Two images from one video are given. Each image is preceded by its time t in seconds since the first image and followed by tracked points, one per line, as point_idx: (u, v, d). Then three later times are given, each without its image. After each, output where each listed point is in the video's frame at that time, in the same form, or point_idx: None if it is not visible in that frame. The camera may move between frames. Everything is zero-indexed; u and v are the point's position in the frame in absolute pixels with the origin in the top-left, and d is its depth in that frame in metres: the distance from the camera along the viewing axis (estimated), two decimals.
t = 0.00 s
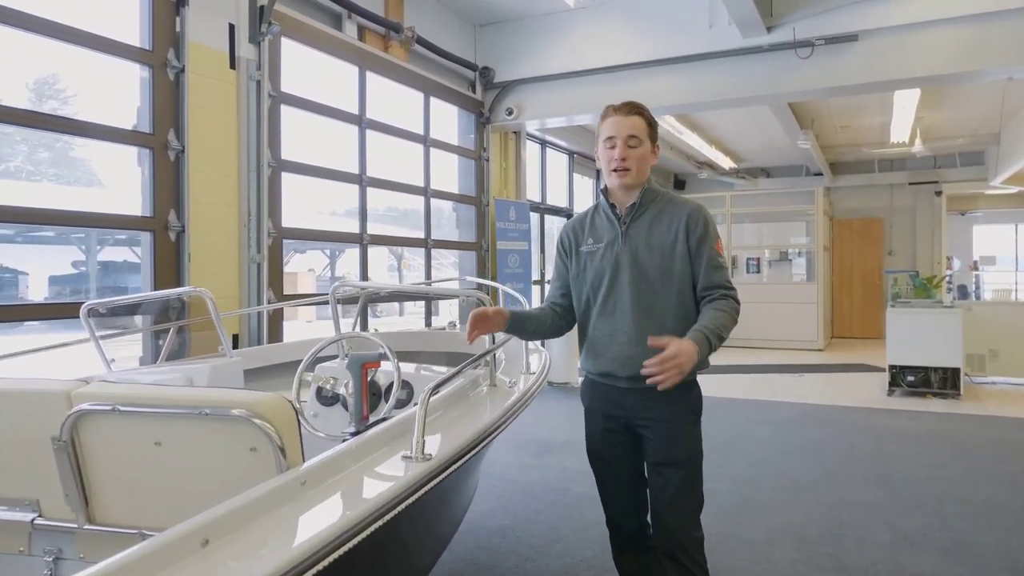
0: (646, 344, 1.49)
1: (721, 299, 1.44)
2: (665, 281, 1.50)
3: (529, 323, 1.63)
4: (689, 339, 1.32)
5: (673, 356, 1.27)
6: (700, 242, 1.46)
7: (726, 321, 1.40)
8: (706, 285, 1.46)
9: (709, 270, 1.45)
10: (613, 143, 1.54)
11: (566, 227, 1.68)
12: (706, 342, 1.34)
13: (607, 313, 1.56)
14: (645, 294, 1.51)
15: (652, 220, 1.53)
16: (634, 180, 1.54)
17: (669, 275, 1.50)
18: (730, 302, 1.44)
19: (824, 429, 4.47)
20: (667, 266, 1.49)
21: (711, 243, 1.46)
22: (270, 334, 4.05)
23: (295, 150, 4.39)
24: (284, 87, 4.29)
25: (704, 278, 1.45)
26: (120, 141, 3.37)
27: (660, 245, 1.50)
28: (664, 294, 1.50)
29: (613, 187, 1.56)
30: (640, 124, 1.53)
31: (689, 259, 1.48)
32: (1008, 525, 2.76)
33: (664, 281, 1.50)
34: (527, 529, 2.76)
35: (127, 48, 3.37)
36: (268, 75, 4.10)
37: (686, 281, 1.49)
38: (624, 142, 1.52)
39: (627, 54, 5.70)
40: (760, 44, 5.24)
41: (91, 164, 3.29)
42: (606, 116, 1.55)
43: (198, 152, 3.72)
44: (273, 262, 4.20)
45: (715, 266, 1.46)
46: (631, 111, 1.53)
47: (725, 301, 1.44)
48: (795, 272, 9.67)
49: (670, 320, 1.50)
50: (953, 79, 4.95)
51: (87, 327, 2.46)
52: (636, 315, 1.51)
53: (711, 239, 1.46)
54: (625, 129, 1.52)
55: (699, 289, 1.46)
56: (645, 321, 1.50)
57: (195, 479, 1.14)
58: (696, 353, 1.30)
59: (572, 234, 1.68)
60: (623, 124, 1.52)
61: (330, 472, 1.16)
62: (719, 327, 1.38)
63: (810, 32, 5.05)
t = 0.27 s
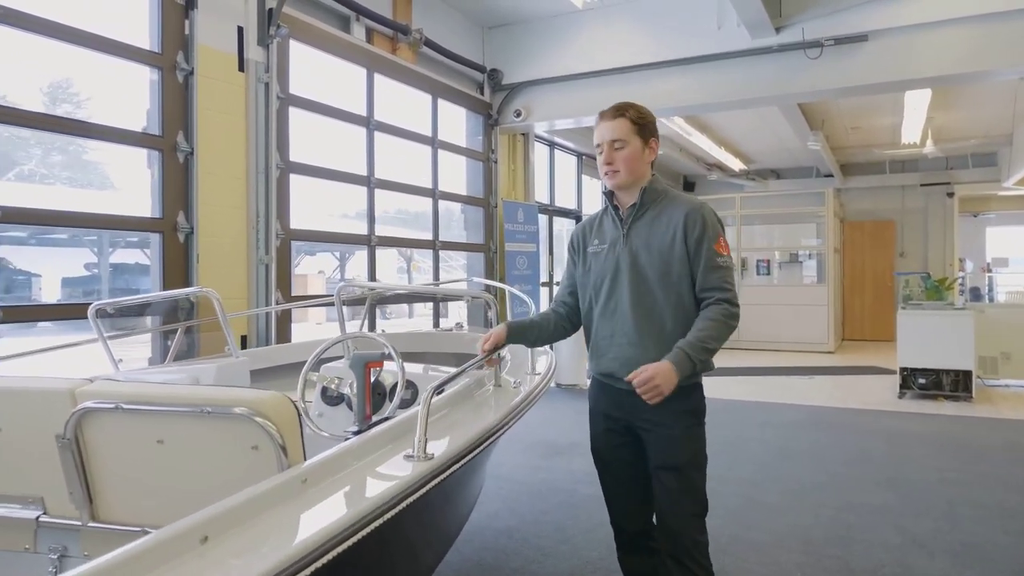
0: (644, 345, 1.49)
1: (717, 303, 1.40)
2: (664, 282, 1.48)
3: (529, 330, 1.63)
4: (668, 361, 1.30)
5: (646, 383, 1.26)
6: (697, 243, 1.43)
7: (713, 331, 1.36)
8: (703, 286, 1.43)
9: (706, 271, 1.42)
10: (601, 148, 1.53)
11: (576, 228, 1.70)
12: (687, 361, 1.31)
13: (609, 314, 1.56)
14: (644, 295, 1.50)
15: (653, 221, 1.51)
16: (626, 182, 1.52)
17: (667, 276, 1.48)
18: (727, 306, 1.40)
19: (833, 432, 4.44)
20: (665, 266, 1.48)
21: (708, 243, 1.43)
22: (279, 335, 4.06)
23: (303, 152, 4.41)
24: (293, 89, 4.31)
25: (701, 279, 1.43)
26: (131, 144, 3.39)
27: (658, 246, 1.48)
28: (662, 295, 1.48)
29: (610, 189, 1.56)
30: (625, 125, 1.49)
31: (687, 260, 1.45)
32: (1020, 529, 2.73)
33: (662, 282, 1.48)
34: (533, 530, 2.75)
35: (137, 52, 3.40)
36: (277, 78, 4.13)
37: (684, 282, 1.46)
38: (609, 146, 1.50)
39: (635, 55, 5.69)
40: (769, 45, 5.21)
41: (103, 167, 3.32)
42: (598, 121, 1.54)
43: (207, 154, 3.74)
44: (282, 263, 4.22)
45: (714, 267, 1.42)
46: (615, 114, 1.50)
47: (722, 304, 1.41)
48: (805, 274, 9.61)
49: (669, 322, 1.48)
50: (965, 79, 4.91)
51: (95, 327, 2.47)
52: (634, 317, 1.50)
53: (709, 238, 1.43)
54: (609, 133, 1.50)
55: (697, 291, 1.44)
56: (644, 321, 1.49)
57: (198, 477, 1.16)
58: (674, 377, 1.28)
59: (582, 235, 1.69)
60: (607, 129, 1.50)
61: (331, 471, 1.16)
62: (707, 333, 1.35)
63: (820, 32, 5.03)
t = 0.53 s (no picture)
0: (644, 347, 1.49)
1: (709, 305, 1.38)
2: (662, 283, 1.47)
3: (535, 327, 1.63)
4: (633, 350, 1.33)
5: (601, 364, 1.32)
6: (693, 244, 1.42)
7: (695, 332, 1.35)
8: (699, 288, 1.41)
9: (702, 273, 1.41)
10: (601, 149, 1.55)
11: (586, 226, 1.70)
12: (655, 353, 1.32)
13: (612, 314, 1.56)
14: (644, 296, 1.50)
15: (655, 221, 1.50)
16: (625, 181, 1.52)
17: (666, 277, 1.47)
18: (720, 308, 1.38)
19: (843, 434, 4.41)
20: (665, 267, 1.47)
21: (706, 244, 1.40)
22: (287, 336, 4.08)
23: (311, 154, 4.42)
24: (302, 91, 4.34)
25: (697, 281, 1.41)
26: (142, 146, 3.42)
27: (658, 246, 1.48)
28: (662, 296, 1.48)
29: (614, 190, 1.57)
30: (621, 124, 1.50)
31: (686, 261, 1.44)
32: None
33: (661, 283, 1.47)
34: (540, 531, 2.75)
35: (148, 55, 3.43)
36: (286, 80, 4.15)
37: (682, 283, 1.45)
38: (607, 147, 1.52)
39: (643, 56, 5.68)
40: (778, 46, 5.19)
41: (115, 170, 3.35)
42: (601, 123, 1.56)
43: (216, 156, 3.77)
44: (291, 265, 4.24)
45: (711, 269, 1.40)
46: (612, 114, 1.51)
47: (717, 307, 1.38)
48: (816, 276, 9.54)
49: (668, 323, 1.47)
50: (976, 79, 4.87)
51: (105, 328, 2.50)
52: (635, 318, 1.50)
53: (706, 239, 1.41)
54: (607, 135, 1.52)
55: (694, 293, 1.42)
56: (645, 322, 1.49)
57: (204, 475, 1.17)
58: (633, 367, 1.31)
59: (591, 234, 1.69)
60: (604, 130, 1.53)
61: (334, 469, 1.17)
62: (689, 331, 1.34)
63: (829, 33, 5.00)
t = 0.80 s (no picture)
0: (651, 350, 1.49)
1: (714, 309, 1.37)
2: (669, 286, 1.47)
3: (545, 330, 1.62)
4: (631, 342, 1.35)
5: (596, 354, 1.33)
6: (700, 247, 1.40)
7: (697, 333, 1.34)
8: (704, 292, 1.40)
9: (707, 277, 1.39)
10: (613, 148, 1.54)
11: (599, 225, 1.70)
12: (653, 348, 1.33)
13: (622, 315, 1.56)
14: (651, 298, 1.50)
15: (663, 222, 1.50)
16: (636, 182, 1.52)
17: (673, 280, 1.46)
18: (725, 313, 1.37)
19: (854, 437, 4.37)
20: (672, 270, 1.46)
21: (711, 248, 1.39)
22: (298, 338, 4.10)
23: (322, 156, 4.44)
24: (313, 94, 4.36)
25: (703, 285, 1.40)
26: (154, 149, 3.45)
27: (666, 248, 1.47)
28: (669, 299, 1.47)
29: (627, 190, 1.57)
30: (632, 124, 1.50)
31: (692, 264, 1.43)
32: None
33: (668, 285, 1.47)
34: (549, 533, 2.75)
35: (160, 58, 3.45)
36: (296, 83, 4.17)
37: (688, 286, 1.44)
38: (619, 146, 1.52)
39: (653, 58, 5.67)
40: (789, 46, 5.17)
41: (128, 172, 3.38)
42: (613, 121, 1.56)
43: (227, 158, 3.79)
44: (302, 267, 4.26)
45: (717, 272, 1.39)
46: (624, 113, 1.51)
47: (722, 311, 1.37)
48: (828, 278, 9.48)
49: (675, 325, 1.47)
50: (990, 80, 4.82)
51: (117, 329, 2.52)
52: (642, 320, 1.50)
53: (712, 242, 1.39)
54: (618, 134, 1.51)
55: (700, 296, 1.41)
56: (652, 325, 1.49)
57: (212, 475, 1.18)
58: (631, 359, 1.32)
59: (603, 234, 1.69)
60: (616, 130, 1.52)
61: (341, 470, 1.17)
62: (690, 332, 1.34)
63: (840, 34, 4.98)
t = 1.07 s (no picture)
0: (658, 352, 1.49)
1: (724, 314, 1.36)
2: (678, 289, 1.46)
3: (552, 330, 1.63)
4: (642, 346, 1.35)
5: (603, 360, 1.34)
6: (710, 250, 1.40)
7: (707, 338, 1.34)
8: (714, 295, 1.39)
9: (717, 280, 1.39)
10: (624, 146, 1.54)
11: (608, 225, 1.70)
12: (663, 352, 1.33)
13: (630, 317, 1.56)
14: (659, 301, 1.49)
15: (673, 224, 1.49)
16: (647, 181, 1.52)
17: (682, 283, 1.46)
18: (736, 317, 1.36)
19: (862, 439, 4.35)
20: (681, 272, 1.46)
21: (722, 251, 1.38)
22: (304, 339, 4.11)
23: (329, 158, 4.45)
24: (319, 96, 4.37)
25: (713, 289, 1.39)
26: (161, 151, 3.46)
27: (676, 250, 1.46)
28: (677, 302, 1.47)
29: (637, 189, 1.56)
30: (645, 122, 1.49)
31: (701, 266, 1.42)
32: None
33: (677, 288, 1.46)
34: (554, 535, 2.74)
35: (167, 60, 3.47)
36: (303, 84, 4.18)
37: (697, 289, 1.44)
38: (630, 145, 1.52)
39: (659, 59, 5.66)
40: (796, 48, 5.16)
41: (136, 174, 3.40)
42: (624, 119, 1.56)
43: (233, 160, 3.81)
44: (308, 269, 4.27)
45: (727, 276, 1.38)
46: (637, 111, 1.51)
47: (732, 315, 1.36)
48: (836, 280, 9.43)
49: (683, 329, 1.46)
50: (998, 81, 4.80)
51: (124, 330, 2.53)
52: (650, 322, 1.50)
53: (723, 245, 1.38)
54: (631, 132, 1.51)
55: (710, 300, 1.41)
56: (660, 327, 1.49)
57: (217, 476, 1.19)
58: (640, 364, 1.32)
59: (613, 234, 1.69)
60: (628, 128, 1.52)
61: (346, 472, 1.17)
62: (701, 336, 1.34)
63: (847, 35, 4.96)
